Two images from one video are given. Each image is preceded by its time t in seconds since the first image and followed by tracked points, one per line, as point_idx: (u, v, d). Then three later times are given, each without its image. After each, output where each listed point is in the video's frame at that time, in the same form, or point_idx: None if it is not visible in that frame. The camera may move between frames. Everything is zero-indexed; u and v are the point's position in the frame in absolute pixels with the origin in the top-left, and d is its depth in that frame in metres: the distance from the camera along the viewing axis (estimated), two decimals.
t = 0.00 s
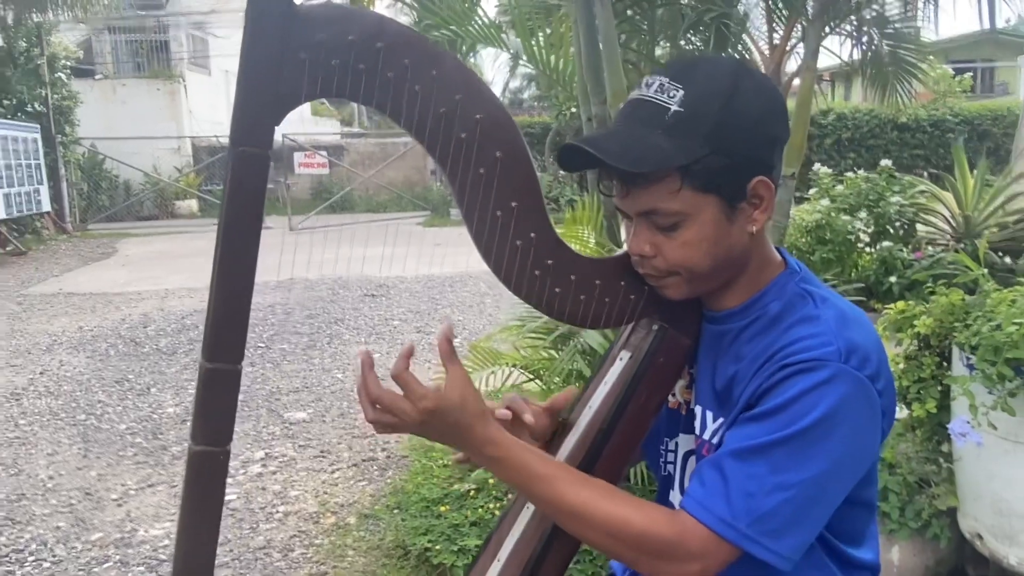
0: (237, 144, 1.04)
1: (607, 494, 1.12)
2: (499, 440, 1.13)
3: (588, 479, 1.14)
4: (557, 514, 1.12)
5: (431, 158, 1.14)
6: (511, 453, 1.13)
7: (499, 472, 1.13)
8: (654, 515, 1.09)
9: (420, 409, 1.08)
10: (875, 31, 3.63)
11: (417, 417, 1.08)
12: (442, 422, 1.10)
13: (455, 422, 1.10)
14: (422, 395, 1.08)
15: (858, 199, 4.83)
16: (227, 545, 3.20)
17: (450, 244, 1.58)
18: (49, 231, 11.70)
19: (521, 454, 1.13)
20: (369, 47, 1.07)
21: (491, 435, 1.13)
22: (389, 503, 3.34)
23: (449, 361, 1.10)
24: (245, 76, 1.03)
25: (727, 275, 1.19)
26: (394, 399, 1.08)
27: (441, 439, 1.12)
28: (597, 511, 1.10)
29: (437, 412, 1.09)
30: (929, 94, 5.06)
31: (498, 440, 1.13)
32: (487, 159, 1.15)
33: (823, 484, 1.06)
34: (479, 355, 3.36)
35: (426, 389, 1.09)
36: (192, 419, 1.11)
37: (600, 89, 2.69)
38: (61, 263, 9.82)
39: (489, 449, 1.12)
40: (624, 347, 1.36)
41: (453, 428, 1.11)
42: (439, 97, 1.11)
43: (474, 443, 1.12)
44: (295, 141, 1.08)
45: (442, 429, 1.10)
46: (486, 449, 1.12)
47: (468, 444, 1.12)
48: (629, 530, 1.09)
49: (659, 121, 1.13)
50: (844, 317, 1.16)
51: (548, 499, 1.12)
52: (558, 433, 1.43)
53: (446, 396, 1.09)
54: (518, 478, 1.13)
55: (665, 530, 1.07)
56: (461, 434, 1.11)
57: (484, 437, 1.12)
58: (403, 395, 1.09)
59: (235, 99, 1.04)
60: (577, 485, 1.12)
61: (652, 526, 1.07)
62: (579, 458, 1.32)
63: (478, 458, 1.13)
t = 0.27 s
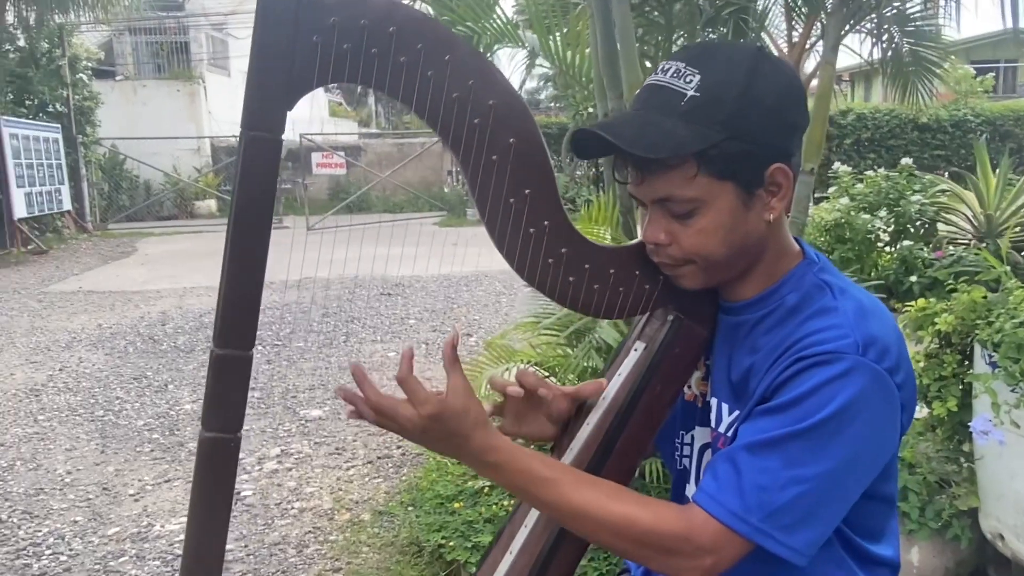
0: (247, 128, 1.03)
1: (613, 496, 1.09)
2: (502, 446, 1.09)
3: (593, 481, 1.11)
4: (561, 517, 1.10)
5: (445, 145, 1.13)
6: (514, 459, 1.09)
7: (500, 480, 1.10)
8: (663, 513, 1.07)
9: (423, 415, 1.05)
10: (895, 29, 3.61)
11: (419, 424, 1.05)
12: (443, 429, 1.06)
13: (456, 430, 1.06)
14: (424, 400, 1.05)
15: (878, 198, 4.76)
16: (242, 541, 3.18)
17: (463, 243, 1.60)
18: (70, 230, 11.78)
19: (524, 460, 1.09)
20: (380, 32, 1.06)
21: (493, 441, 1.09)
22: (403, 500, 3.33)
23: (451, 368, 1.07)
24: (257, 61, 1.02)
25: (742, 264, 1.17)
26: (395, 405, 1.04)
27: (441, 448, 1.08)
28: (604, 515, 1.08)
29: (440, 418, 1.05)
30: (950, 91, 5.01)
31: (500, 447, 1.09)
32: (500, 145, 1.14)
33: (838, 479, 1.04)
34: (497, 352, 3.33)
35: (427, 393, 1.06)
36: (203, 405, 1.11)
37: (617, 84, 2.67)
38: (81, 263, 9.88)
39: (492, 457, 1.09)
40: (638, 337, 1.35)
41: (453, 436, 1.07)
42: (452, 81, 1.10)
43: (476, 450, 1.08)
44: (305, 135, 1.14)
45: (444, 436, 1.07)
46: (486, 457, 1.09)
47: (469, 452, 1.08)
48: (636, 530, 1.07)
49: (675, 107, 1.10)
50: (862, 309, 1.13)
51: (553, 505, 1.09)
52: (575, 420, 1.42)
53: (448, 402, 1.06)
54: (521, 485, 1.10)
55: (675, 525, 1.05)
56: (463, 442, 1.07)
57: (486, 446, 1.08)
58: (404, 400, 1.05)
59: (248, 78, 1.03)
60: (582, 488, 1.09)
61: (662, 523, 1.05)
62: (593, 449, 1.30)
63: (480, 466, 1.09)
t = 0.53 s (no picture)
0: (256, 106, 1.01)
1: (632, 488, 1.06)
2: (519, 440, 1.07)
3: (613, 472, 1.08)
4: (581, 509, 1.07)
5: (457, 125, 1.11)
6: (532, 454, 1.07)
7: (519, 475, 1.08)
8: (684, 504, 1.04)
9: (438, 414, 1.03)
10: (912, 21, 3.56)
11: (435, 421, 1.03)
12: (460, 427, 1.04)
13: (472, 428, 1.05)
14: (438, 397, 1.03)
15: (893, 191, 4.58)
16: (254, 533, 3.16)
17: (477, 236, 1.61)
18: (85, 225, 11.84)
19: (541, 454, 1.07)
20: (392, 8, 1.03)
21: (511, 434, 1.07)
22: (415, 493, 3.31)
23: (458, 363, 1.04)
24: (265, 37, 1.00)
25: (762, 247, 1.15)
26: (410, 401, 1.02)
27: (459, 443, 1.07)
28: (624, 507, 1.05)
29: (454, 415, 1.03)
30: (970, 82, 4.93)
31: (517, 440, 1.07)
32: (513, 125, 1.12)
33: (864, 468, 1.01)
34: (509, 344, 3.29)
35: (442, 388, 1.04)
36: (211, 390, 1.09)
37: (631, 71, 2.63)
38: (96, 258, 9.92)
39: (510, 451, 1.06)
40: (654, 323, 1.33)
41: (471, 431, 1.05)
42: (465, 59, 1.08)
43: (493, 444, 1.06)
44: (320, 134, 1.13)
45: (460, 432, 1.05)
46: (504, 450, 1.07)
47: (486, 446, 1.06)
48: (656, 520, 1.04)
49: (696, 83, 1.08)
50: (885, 293, 1.10)
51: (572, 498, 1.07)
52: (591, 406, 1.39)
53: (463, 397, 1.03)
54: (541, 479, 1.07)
55: (697, 517, 1.03)
56: (479, 437, 1.05)
57: (503, 441, 1.06)
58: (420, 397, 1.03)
59: (255, 55, 1.01)
60: (601, 479, 1.07)
61: (684, 517, 1.03)
62: (608, 437, 1.27)
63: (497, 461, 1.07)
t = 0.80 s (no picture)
0: (264, 88, 1.00)
1: (664, 469, 1.04)
2: (554, 408, 1.06)
3: (643, 452, 1.07)
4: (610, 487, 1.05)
5: (469, 108, 1.09)
6: (567, 424, 1.06)
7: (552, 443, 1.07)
8: (713, 492, 1.01)
9: (475, 372, 1.02)
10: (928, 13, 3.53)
11: (472, 380, 1.02)
12: (496, 388, 1.04)
13: (509, 389, 1.04)
14: (476, 356, 1.02)
15: (908, 184, 4.29)
16: (265, 524, 3.13)
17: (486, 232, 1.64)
18: (98, 220, 11.88)
19: (577, 425, 1.06)
20: None
21: (546, 401, 1.06)
22: (426, 485, 3.30)
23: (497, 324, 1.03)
24: (273, 17, 0.99)
25: (782, 233, 1.12)
26: (447, 359, 1.02)
27: (492, 408, 1.06)
28: (654, 487, 1.02)
29: (492, 375, 1.03)
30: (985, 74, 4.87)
31: (552, 407, 1.06)
32: (526, 108, 1.10)
33: (894, 459, 0.99)
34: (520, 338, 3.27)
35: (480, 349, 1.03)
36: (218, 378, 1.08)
37: (644, 61, 2.60)
38: (108, 252, 9.95)
39: (543, 416, 1.06)
40: (669, 312, 1.31)
41: (507, 395, 1.05)
42: (477, 41, 1.05)
43: (528, 409, 1.05)
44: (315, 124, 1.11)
45: (495, 393, 1.04)
46: (539, 417, 1.06)
47: (520, 411, 1.05)
48: (685, 506, 1.01)
49: (713, 64, 1.06)
50: (910, 277, 1.08)
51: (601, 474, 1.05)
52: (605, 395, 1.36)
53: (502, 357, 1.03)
54: (572, 451, 1.06)
55: (725, 505, 1.00)
56: (515, 401, 1.05)
57: (538, 406, 1.05)
58: (458, 357, 1.03)
59: (263, 35, 0.99)
60: (634, 458, 1.05)
61: (713, 503, 1.00)
62: (623, 427, 1.25)
63: (530, 427, 1.06)
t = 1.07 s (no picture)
0: (277, 77, 0.98)
1: (690, 459, 1.04)
2: (581, 391, 1.07)
3: (668, 440, 1.07)
4: (633, 474, 1.05)
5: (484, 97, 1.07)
6: (593, 409, 1.06)
7: (576, 426, 1.07)
8: (739, 484, 1.01)
9: (506, 350, 1.02)
10: (942, 5, 3.53)
11: (502, 357, 1.02)
12: (525, 368, 1.04)
13: (538, 369, 1.04)
14: (507, 335, 1.02)
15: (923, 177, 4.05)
16: (276, 519, 3.11)
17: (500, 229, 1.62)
18: (110, 215, 11.92)
19: (604, 410, 1.06)
20: None
21: (573, 384, 1.07)
22: (437, 480, 3.28)
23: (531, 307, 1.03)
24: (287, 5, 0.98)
25: (803, 223, 1.11)
26: (479, 336, 1.02)
27: (520, 388, 1.06)
28: (681, 476, 1.02)
29: (523, 354, 1.03)
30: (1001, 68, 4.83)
31: (579, 390, 1.07)
32: (542, 97, 1.08)
33: (920, 452, 0.98)
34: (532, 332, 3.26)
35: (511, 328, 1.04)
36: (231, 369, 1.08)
37: (658, 53, 2.59)
38: (120, 247, 9.98)
39: (571, 398, 1.06)
40: (687, 305, 1.30)
41: (536, 376, 1.05)
42: (493, 28, 1.03)
43: (556, 390, 1.06)
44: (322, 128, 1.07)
45: (525, 372, 1.04)
46: (566, 399, 1.06)
47: (548, 392, 1.06)
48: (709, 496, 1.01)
49: (733, 51, 1.05)
50: (934, 268, 1.08)
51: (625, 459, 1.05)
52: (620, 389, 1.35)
53: (533, 336, 1.03)
54: (598, 435, 1.06)
55: (751, 497, 0.99)
56: (544, 381, 1.05)
57: (566, 388, 1.06)
58: (488, 334, 1.03)
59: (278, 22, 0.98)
60: (660, 446, 1.05)
61: (739, 495, 0.99)
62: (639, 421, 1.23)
63: (557, 408, 1.07)
